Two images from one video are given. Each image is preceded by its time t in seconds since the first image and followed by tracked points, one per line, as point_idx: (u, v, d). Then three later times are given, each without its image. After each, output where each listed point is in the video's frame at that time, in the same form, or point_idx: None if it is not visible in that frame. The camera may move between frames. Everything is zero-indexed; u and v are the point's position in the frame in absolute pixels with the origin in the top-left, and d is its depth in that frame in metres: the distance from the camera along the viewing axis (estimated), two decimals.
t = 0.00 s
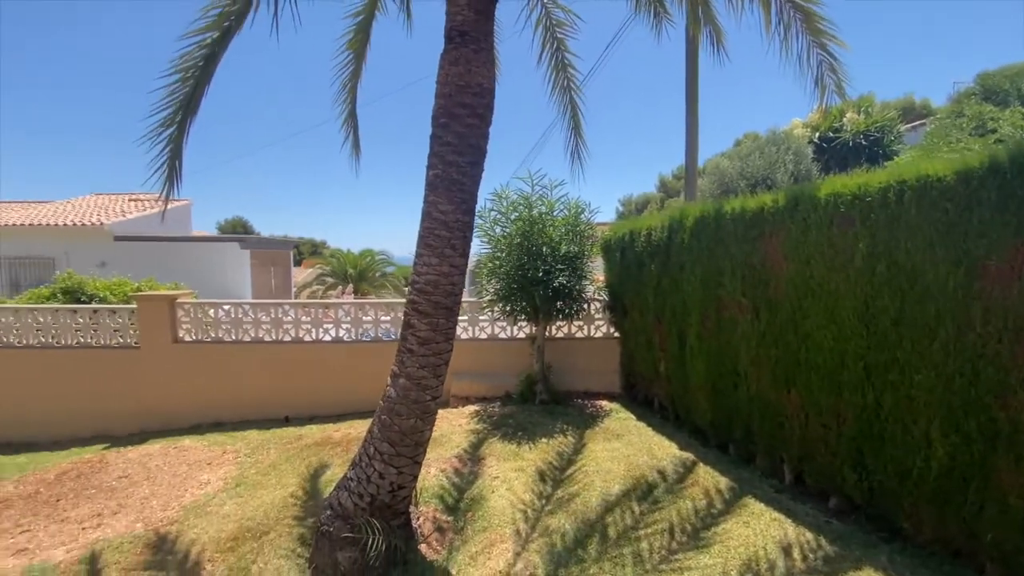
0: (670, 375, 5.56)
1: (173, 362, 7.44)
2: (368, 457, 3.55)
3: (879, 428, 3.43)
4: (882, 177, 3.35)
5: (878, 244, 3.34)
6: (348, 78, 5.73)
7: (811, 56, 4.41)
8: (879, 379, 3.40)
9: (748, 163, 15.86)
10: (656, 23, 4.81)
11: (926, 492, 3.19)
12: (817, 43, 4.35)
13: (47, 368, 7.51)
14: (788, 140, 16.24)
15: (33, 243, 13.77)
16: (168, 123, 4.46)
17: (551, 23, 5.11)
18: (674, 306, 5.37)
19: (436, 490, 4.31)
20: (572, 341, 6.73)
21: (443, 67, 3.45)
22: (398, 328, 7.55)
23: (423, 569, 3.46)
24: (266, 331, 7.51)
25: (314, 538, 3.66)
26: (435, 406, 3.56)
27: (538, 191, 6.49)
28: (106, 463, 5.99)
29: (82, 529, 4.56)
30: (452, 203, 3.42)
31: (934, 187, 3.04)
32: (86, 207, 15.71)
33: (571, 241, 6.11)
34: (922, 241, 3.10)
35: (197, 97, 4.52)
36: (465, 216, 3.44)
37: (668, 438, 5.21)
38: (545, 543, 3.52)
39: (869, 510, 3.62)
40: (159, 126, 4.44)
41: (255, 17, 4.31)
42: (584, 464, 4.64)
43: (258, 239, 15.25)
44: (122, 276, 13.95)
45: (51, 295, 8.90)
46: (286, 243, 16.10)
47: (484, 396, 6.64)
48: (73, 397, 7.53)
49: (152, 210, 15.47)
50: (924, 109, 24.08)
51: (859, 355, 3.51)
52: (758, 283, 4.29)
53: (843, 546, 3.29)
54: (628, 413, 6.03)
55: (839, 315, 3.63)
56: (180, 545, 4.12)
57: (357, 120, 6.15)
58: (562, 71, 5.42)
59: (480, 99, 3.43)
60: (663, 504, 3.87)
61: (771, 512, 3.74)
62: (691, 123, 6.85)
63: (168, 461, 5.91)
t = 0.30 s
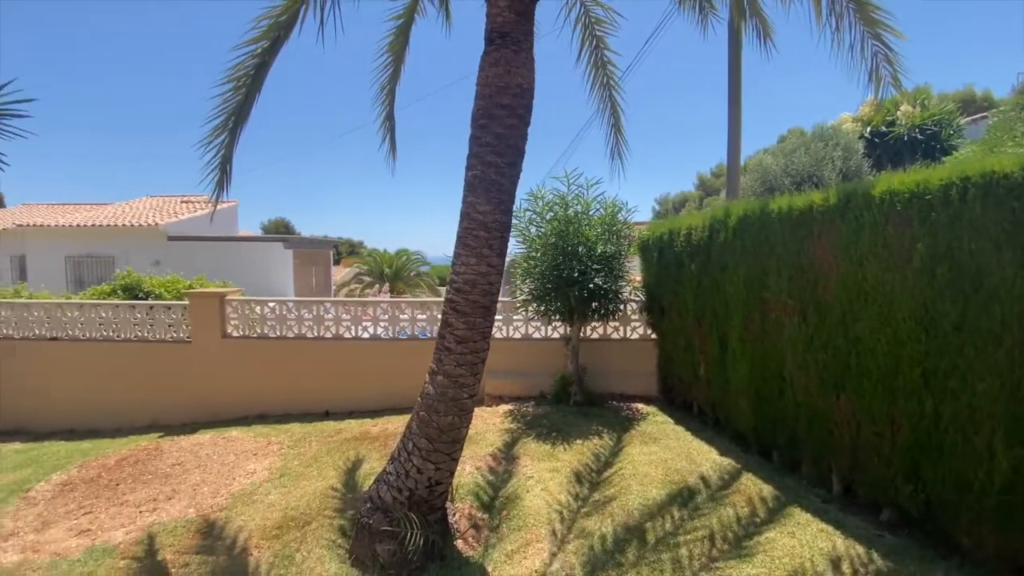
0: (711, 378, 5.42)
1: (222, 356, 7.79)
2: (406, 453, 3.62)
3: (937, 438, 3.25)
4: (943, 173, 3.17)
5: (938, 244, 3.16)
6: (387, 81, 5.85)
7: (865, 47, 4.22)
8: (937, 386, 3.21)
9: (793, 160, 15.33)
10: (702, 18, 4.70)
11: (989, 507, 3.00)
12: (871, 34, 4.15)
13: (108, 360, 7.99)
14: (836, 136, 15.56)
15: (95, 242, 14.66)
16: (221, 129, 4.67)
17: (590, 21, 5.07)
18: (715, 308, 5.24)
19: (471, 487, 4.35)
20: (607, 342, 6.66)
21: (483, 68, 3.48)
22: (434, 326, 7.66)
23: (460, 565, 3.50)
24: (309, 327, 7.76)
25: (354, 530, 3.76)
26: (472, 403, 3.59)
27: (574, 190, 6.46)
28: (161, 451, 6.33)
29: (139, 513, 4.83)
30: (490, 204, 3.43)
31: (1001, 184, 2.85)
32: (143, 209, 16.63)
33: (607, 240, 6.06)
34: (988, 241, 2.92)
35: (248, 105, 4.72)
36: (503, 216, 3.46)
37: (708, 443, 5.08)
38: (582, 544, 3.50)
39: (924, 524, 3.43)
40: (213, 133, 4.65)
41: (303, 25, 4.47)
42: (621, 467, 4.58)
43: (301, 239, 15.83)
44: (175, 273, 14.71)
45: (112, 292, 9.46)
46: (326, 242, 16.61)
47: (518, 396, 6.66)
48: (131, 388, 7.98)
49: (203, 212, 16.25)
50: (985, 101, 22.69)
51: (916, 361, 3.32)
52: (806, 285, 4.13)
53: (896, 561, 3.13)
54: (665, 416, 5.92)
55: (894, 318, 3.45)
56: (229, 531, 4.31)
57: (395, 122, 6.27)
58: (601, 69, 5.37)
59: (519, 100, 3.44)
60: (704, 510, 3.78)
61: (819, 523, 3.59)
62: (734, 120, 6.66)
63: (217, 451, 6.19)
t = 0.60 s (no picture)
0: (752, 383, 5.26)
1: (265, 351, 8.09)
2: (442, 450, 3.66)
3: (1001, 451, 3.06)
4: (1009, 169, 2.98)
5: (1003, 244, 2.97)
6: (424, 83, 5.95)
7: (923, 37, 4.00)
8: (1001, 395, 3.03)
9: (840, 156, 14.68)
10: (747, 11, 4.56)
11: None
12: (929, 23, 3.94)
13: (160, 353, 8.41)
14: (887, 130, 14.85)
15: (149, 242, 15.47)
16: (269, 136, 4.85)
17: (628, 18, 5.02)
18: (758, 310, 5.08)
19: (505, 486, 4.36)
20: (643, 344, 6.55)
21: (522, 68, 3.49)
22: (467, 325, 7.73)
23: (494, 563, 3.52)
24: (347, 325, 7.97)
25: (391, 523, 3.84)
26: (506, 402, 3.61)
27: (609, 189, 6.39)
28: (208, 441, 6.62)
29: (189, 499, 5.07)
30: (527, 204, 3.43)
31: None
32: (192, 210, 17.45)
33: (644, 240, 5.97)
34: None
35: (294, 111, 4.89)
36: (539, 216, 3.45)
37: (749, 450, 4.94)
38: (618, 548, 3.47)
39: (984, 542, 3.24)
40: (262, 139, 4.84)
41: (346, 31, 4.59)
42: (657, 471, 4.51)
43: (339, 239, 16.31)
44: (222, 271, 15.38)
45: (165, 289, 9.97)
46: (363, 242, 17.03)
47: (551, 396, 6.66)
48: (181, 380, 8.38)
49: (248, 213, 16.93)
50: None
51: (978, 368, 3.14)
52: (856, 286, 3.96)
53: None
54: (702, 421, 5.78)
55: (953, 323, 3.27)
56: (272, 520, 4.47)
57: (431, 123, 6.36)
58: (640, 65, 5.29)
59: (557, 99, 3.43)
60: (744, 519, 3.67)
61: (868, 535, 3.44)
62: (778, 115, 6.44)
63: (260, 442, 6.43)
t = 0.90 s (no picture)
0: (795, 387, 5.08)
1: (304, 347, 8.34)
2: (476, 448, 3.69)
3: None
4: None
5: None
6: (460, 84, 6.01)
7: (984, 26, 3.76)
8: None
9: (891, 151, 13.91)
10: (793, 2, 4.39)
11: None
12: (991, 11, 3.70)
13: (207, 348, 8.79)
14: (942, 124, 14.09)
15: (197, 242, 16.19)
16: (313, 139, 5.00)
17: (667, 12, 4.93)
18: (802, 312, 4.90)
19: (537, 485, 4.35)
20: (678, 346, 6.43)
21: (559, 66, 3.47)
22: (500, 324, 7.77)
23: (528, 561, 3.53)
24: (382, 323, 8.13)
25: (426, 518, 3.90)
26: (540, 402, 3.60)
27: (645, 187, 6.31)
28: (251, 432, 6.87)
29: (234, 488, 5.28)
30: (562, 203, 3.41)
31: None
32: (236, 211, 18.15)
33: (682, 239, 5.87)
34: None
35: (337, 114, 5.02)
36: (574, 215, 3.42)
37: (790, 457, 4.77)
38: (653, 552, 3.42)
39: None
40: (306, 142, 4.99)
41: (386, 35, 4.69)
42: (695, 476, 4.41)
43: (375, 238, 16.66)
44: (264, 270, 15.97)
45: (211, 286, 10.42)
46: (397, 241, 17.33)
47: (584, 397, 6.62)
48: (225, 373, 8.73)
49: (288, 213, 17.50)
50: None
51: None
52: (910, 288, 3.76)
53: None
54: (741, 426, 5.63)
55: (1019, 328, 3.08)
56: (311, 510, 4.60)
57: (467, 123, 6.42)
58: (678, 60, 5.19)
59: (595, 97, 3.40)
60: (787, 528, 3.55)
61: (921, 550, 3.27)
62: (824, 110, 6.19)
63: (300, 435, 6.64)
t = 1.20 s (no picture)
0: (842, 392, 4.88)
1: (341, 344, 8.55)
2: (510, 446, 3.69)
3: None
4: None
5: None
6: (496, 84, 6.04)
7: None
8: None
9: (947, 145, 13.38)
10: None
11: None
12: None
13: (249, 343, 9.12)
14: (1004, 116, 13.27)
15: (240, 241, 16.83)
16: (352, 140, 5.13)
17: (707, 5, 4.82)
18: (850, 314, 4.70)
19: (570, 486, 4.32)
20: (716, 348, 6.29)
21: (597, 63, 3.44)
22: (532, 324, 7.76)
23: (562, 561, 3.52)
24: (416, 320, 8.25)
25: (459, 514, 3.93)
26: (575, 401, 3.57)
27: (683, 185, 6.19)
28: (291, 425, 7.09)
29: (275, 479, 5.46)
30: (599, 201, 3.37)
31: None
32: (277, 212, 18.78)
33: (721, 238, 5.73)
34: None
35: (376, 116, 5.13)
36: (612, 213, 3.39)
37: (836, 465, 4.59)
38: (691, 558, 3.34)
39: None
40: (347, 142, 5.12)
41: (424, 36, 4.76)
42: (734, 481, 4.29)
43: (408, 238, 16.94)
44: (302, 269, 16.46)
45: (254, 284, 10.82)
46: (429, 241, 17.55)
47: (616, 399, 6.56)
48: (266, 368, 9.04)
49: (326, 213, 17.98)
50: None
51: None
52: (968, 289, 3.56)
53: None
54: (782, 432, 5.44)
55: None
56: (347, 503, 4.70)
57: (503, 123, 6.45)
58: (719, 53, 5.07)
59: (633, 93, 3.36)
60: (834, 539, 3.41)
61: (980, 566, 3.10)
62: (874, 102, 5.92)
63: (337, 429, 6.81)
